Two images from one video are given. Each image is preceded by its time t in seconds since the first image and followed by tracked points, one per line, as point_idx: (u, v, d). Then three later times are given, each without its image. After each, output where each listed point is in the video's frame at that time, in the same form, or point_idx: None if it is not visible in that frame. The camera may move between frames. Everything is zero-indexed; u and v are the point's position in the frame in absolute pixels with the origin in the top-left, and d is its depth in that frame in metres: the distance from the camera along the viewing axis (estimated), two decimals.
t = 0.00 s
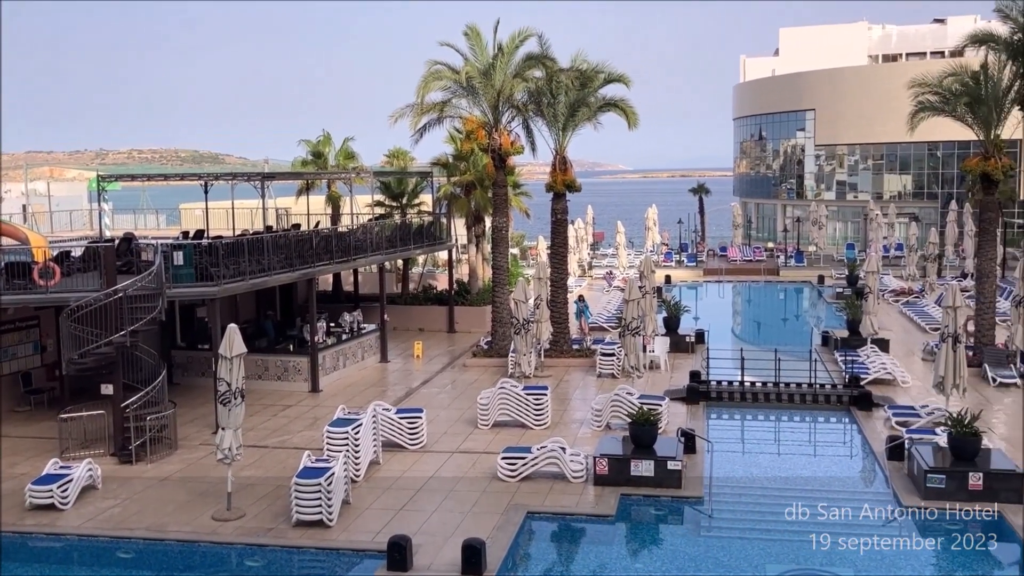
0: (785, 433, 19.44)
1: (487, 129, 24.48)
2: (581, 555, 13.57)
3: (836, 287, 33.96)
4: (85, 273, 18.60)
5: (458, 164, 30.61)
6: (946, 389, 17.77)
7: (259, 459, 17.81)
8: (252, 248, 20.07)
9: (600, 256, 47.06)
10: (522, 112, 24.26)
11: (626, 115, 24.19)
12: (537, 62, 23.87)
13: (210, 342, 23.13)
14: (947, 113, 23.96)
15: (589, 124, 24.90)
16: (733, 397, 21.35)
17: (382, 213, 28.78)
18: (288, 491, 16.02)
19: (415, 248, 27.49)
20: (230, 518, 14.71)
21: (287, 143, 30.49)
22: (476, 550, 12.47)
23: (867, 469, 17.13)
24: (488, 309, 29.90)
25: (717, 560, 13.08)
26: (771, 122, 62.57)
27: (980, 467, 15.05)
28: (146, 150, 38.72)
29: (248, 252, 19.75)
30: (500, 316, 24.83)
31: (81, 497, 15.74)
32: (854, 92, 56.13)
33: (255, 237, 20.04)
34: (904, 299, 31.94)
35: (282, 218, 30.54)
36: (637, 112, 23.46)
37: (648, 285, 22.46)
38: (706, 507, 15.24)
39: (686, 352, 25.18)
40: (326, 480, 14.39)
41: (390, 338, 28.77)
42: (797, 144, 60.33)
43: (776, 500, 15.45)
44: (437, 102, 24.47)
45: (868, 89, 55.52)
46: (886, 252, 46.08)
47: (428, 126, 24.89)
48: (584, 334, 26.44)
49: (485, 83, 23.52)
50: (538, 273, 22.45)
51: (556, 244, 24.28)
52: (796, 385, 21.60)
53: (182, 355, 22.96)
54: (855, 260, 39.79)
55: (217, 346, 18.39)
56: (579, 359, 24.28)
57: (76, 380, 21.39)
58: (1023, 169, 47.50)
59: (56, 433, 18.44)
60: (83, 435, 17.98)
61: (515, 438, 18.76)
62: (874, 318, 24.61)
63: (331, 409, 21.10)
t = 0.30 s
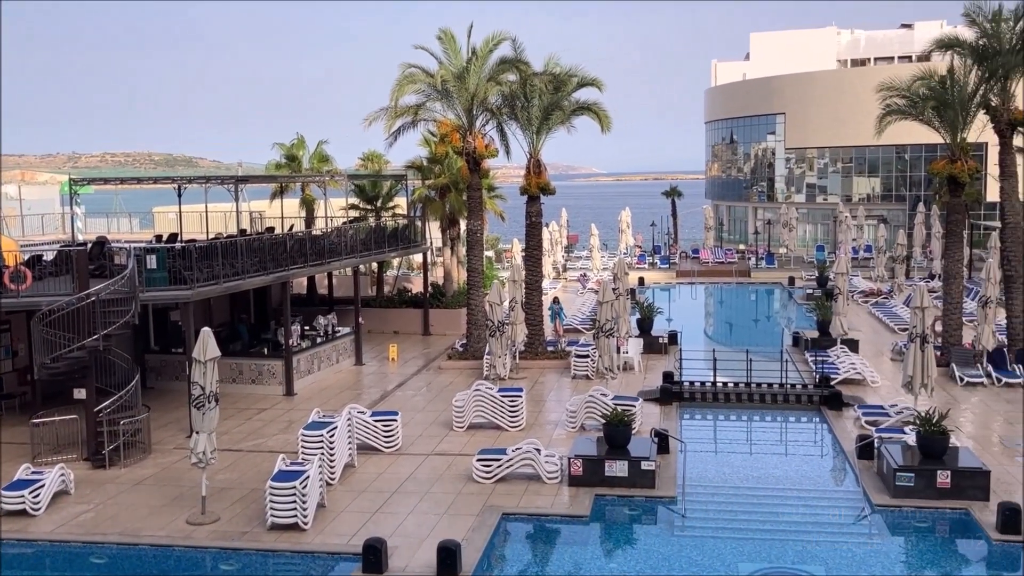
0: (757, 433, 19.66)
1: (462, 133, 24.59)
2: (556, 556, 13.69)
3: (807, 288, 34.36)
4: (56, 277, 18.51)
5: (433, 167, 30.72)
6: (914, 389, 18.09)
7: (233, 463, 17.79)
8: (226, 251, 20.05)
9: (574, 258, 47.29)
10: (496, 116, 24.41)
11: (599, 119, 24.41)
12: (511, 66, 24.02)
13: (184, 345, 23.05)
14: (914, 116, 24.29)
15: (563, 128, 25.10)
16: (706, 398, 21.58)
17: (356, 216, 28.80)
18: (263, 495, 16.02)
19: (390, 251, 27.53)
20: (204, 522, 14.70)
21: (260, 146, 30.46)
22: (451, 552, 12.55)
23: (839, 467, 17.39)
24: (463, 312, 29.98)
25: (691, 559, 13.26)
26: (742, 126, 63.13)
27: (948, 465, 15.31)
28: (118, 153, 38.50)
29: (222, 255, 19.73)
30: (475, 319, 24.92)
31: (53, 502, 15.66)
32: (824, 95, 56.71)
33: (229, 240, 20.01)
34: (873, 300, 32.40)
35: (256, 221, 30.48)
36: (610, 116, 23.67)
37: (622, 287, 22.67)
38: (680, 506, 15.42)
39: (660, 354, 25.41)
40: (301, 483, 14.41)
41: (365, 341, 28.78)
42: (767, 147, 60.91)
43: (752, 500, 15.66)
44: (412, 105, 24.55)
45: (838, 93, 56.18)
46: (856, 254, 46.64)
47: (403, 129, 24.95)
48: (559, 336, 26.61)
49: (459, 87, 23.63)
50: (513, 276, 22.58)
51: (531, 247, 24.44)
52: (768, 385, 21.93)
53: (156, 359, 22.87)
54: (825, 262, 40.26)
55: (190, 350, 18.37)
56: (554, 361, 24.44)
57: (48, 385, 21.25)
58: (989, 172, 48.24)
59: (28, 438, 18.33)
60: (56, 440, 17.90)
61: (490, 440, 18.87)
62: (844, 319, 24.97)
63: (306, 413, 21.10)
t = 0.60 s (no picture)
0: (731, 433, 19.86)
1: (437, 136, 24.66)
2: (532, 556, 13.79)
3: (779, 289, 34.70)
4: (29, 280, 18.40)
5: (409, 170, 30.79)
6: (885, 388, 18.38)
7: (209, 467, 17.75)
8: (201, 254, 20.00)
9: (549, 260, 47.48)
10: (471, 119, 24.52)
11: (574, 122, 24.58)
12: (486, 69, 24.13)
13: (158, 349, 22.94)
14: (883, 120, 24.61)
15: (538, 131, 25.26)
16: (680, 398, 21.78)
17: (332, 219, 28.79)
18: (239, 498, 16.00)
19: (366, 254, 27.55)
20: (180, 527, 14.67)
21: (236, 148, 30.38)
22: (427, 554, 12.62)
23: (811, 467, 17.62)
24: (439, 315, 30.04)
25: (666, 559, 13.40)
26: (715, 129, 63.61)
27: (918, 464, 15.56)
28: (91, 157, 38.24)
29: (197, 258, 19.69)
30: (451, 321, 24.99)
31: (25, 507, 15.55)
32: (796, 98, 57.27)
33: (204, 244, 19.96)
34: (844, 300, 32.82)
35: (231, 225, 30.38)
36: (585, 119, 23.84)
37: (597, 288, 22.83)
38: (655, 506, 15.58)
39: (635, 355, 25.59)
40: (277, 487, 14.41)
41: (341, 344, 28.77)
42: (740, 151, 61.42)
43: (726, 499, 15.83)
44: (387, 108, 24.59)
45: (810, 97, 56.78)
46: (827, 255, 47.11)
47: (378, 132, 24.98)
48: (535, 338, 26.76)
49: (434, 90, 23.70)
50: (489, 278, 22.68)
51: (507, 249, 24.56)
52: (741, 386, 22.17)
53: (131, 363, 22.76)
54: (797, 264, 40.64)
55: (165, 353, 18.32)
56: (529, 363, 24.55)
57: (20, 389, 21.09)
58: (957, 174, 48.89)
59: None
60: (28, 445, 17.71)
61: (466, 442, 18.94)
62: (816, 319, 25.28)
63: (282, 416, 21.07)
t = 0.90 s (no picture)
0: (705, 433, 20.06)
1: (414, 138, 24.73)
2: (509, 557, 13.89)
3: (753, 290, 35.03)
4: (3, 283, 18.28)
5: (385, 172, 30.82)
6: (857, 388, 18.64)
7: (185, 470, 17.71)
8: (177, 257, 19.95)
9: (525, 262, 47.63)
10: (448, 121, 24.60)
11: (551, 125, 24.72)
12: (463, 72, 24.22)
13: (134, 352, 22.84)
14: (855, 123, 24.91)
15: (514, 134, 25.40)
16: (656, 399, 21.95)
17: (309, 221, 28.76)
18: (215, 501, 15.99)
19: (343, 256, 27.56)
20: (156, 530, 14.65)
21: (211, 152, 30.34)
22: (404, 555, 12.69)
23: (784, 466, 17.84)
24: (416, 316, 30.09)
25: (642, 558, 13.55)
26: (689, 132, 64.03)
27: (889, 462, 15.81)
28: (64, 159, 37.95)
29: (173, 261, 19.63)
30: (428, 323, 25.06)
31: None
32: (769, 101, 57.78)
33: (180, 246, 19.91)
34: (817, 301, 33.20)
35: (207, 227, 30.28)
36: (561, 122, 23.98)
37: (574, 290, 22.98)
38: (631, 505, 15.74)
39: (611, 356, 25.77)
40: (253, 489, 14.41)
41: (317, 346, 28.75)
42: (714, 153, 61.86)
43: (700, 498, 16.00)
44: (364, 110, 24.63)
45: (783, 101, 57.32)
46: (799, 256, 47.59)
47: (354, 134, 25.00)
48: (512, 339, 26.89)
49: (411, 93, 23.76)
50: (466, 280, 22.78)
51: (484, 251, 24.67)
52: (716, 386, 22.40)
53: (106, 366, 22.65)
54: (770, 265, 41.04)
55: (141, 356, 18.26)
56: (506, 364, 24.66)
57: None
58: (926, 177, 49.55)
59: None
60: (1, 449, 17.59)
61: (443, 443, 19.02)
62: (789, 320, 25.57)
63: (259, 418, 21.05)
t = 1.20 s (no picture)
0: (682, 433, 20.26)
1: (392, 140, 24.80)
2: (487, 557, 13.99)
3: (729, 291, 35.32)
4: None
5: (363, 174, 30.85)
6: (830, 387, 18.89)
7: (162, 473, 17.69)
8: (154, 259, 19.91)
9: (503, 264, 47.80)
10: (426, 124, 24.69)
11: (528, 128, 24.85)
12: (440, 75, 24.32)
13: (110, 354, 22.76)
14: (828, 126, 25.22)
15: (492, 136, 25.51)
16: (633, 399, 22.14)
17: (287, 224, 28.74)
18: (192, 504, 15.98)
19: (321, 258, 27.56)
20: (132, 533, 14.63)
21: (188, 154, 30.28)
22: (382, 556, 12.76)
23: (759, 465, 18.06)
24: (394, 318, 30.14)
25: (620, 557, 13.69)
26: (665, 135, 64.42)
27: (862, 461, 16.05)
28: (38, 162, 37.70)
29: (150, 263, 19.59)
30: (407, 325, 25.12)
31: None
32: (745, 105, 58.24)
33: (157, 248, 19.87)
34: (791, 302, 33.57)
35: (184, 229, 30.20)
36: (538, 125, 24.13)
37: (551, 292, 23.11)
38: (608, 505, 15.89)
39: (588, 357, 25.94)
40: (231, 491, 14.43)
41: (295, 349, 28.73)
42: (689, 156, 62.26)
43: (676, 498, 16.18)
44: (341, 113, 24.69)
45: (757, 104, 57.80)
46: (774, 258, 48.03)
47: (332, 137, 25.04)
48: (490, 340, 26.99)
49: (388, 95, 23.83)
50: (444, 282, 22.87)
51: (461, 253, 24.77)
52: (692, 386, 22.61)
53: (82, 369, 22.56)
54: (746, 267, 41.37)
55: (118, 358, 18.22)
56: (484, 365, 24.76)
57: None
58: (898, 180, 50.15)
59: None
60: None
61: (422, 445, 19.09)
62: (764, 321, 25.84)
63: (237, 420, 21.05)
